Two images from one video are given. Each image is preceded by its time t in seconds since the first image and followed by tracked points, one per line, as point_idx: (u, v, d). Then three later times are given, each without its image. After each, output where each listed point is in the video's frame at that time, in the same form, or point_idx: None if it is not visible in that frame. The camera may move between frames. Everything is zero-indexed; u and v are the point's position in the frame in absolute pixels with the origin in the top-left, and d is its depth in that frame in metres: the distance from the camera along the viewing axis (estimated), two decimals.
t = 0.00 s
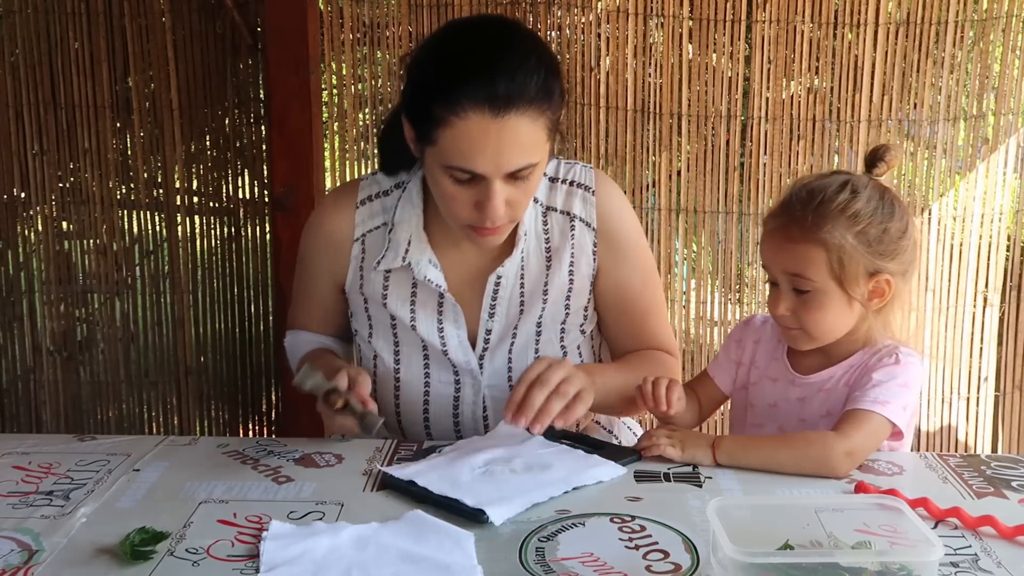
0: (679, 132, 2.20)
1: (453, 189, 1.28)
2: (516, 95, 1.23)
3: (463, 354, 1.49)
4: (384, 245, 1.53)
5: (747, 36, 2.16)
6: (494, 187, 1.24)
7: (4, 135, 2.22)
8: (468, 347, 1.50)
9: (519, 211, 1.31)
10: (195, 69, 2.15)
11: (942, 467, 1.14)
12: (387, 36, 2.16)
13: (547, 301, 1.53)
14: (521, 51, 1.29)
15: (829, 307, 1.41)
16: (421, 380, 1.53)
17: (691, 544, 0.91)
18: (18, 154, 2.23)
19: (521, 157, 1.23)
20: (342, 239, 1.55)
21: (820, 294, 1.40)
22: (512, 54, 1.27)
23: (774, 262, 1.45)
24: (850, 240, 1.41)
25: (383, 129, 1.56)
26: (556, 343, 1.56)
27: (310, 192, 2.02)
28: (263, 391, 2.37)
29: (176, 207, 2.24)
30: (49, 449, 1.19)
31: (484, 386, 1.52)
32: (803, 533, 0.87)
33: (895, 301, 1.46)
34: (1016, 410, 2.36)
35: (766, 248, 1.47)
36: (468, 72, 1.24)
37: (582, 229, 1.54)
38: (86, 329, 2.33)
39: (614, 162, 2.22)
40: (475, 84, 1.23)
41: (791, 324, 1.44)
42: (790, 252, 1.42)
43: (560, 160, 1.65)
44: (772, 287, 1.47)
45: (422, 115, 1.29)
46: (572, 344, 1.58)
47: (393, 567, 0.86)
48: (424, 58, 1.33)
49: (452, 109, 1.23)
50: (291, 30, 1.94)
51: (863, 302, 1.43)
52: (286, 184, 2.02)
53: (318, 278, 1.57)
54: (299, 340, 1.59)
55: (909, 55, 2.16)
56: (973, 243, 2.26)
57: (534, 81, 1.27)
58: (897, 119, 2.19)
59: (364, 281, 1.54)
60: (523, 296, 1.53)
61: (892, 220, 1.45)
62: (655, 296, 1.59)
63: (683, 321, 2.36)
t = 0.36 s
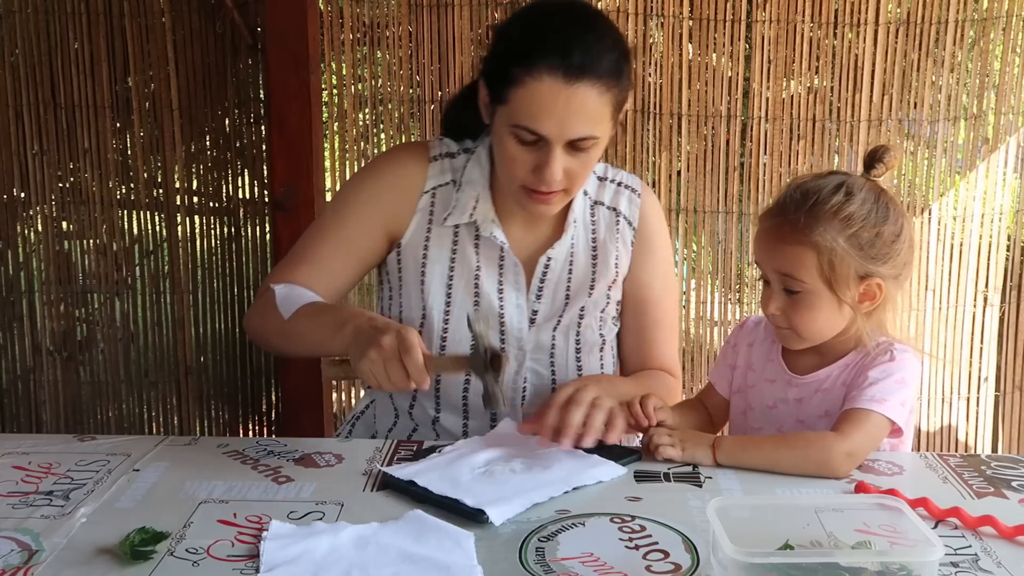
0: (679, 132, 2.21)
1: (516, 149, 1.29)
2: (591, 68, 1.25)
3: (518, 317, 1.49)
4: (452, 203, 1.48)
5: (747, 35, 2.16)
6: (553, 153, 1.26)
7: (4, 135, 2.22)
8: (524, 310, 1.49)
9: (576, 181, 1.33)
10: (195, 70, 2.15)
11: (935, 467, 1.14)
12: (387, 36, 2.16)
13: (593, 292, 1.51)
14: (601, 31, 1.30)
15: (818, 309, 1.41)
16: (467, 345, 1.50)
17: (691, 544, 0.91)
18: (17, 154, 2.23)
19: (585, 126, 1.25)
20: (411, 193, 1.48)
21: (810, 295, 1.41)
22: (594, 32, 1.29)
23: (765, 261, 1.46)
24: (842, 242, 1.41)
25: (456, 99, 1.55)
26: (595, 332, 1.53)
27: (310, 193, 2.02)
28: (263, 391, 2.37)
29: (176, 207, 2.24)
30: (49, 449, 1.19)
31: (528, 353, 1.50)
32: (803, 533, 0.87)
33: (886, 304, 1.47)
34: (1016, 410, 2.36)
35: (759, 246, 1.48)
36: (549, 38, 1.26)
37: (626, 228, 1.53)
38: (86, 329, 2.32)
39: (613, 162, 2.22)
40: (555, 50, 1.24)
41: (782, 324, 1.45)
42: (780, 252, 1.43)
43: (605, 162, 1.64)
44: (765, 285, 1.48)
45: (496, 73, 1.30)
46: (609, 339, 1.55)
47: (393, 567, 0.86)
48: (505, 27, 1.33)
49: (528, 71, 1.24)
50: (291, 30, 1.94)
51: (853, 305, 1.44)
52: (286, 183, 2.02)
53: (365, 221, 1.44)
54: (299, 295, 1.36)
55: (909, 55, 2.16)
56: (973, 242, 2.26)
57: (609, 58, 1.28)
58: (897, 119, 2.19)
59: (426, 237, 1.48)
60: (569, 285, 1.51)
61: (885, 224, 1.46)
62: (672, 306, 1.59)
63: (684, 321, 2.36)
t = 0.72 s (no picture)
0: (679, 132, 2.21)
1: (556, 157, 1.30)
2: (640, 84, 1.25)
3: (539, 314, 1.47)
4: (480, 198, 1.48)
5: (747, 35, 2.16)
6: (593, 164, 1.27)
7: (4, 135, 2.22)
8: (545, 308, 1.48)
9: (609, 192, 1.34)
10: (195, 70, 2.15)
11: (933, 467, 1.14)
12: (387, 36, 2.16)
13: (614, 296, 1.51)
14: (653, 46, 1.30)
15: (819, 306, 1.42)
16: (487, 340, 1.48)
17: (691, 544, 0.91)
18: (17, 154, 2.23)
19: (625, 142, 1.26)
20: (438, 187, 1.47)
21: (811, 291, 1.41)
22: (646, 47, 1.29)
23: (768, 256, 1.46)
24: (846, 239, 1.41)
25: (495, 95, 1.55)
26: (611, 335, 1.53)
27: (310, 193, 2.02)
28: (263, 391, 2.37)
29: (176, 207, 2.24)
30: (49, 449, 1.19)
31: (547, 350, 1.49)
32: (803, 533, 0.87)
33: (887, 304, 1.47)
34: (1016, 410, 2.36)
35: (764, 238, 1.48)
36: (603, 50, 1.25)
37: (646, 236, 1.53)
38: (86, 329, 2.32)
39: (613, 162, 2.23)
40: (607, 64, 1.24)
41: (784, 321, 1.46)
42: (783, 247, 1.43)
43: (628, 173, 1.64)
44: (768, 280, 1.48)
45: (545, 79, 1.29)
46: (623, 342, 1.56)
47: (393, 567, 0.86)
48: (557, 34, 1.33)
49: (577, 82, 1.24)
50: (291, 30, 1.94)
51: (854, 302, 1.44)
52: (286, 183, 2.01)
53: (390, 211, 1.42)
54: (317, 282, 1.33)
55: (909, 55, 2.16)
56: (973, 243, 2.26)
57: (658, 75, 1.28)
58: (897, 119, 2.19)
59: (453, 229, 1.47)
60: (591, 288, 1.50)
61: (889, 223, 1.46)
62: (680, 314, 1.60)
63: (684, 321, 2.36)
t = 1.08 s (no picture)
0: (679, 132, 2.21)
1: (558, 154, 1.30)
2: (642, 84, 1.25)
3: (542, 318, 1.47)
4: (486, 200, 1.48)
5: (747, 36, 2.16)
6: (595, 162, 1.27)
7: (4, 135, 2.22)
8: (548, 312, 1.48)
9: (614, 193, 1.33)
10: (195, 70, 2.15)
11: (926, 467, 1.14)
12: (387, 36, 2.16)
13: (616, 301, 1.50)
14: (656, 48, 1.30)
15: (813, 305, 1.41)
16: (489, 342, 1.47)
17: (691, 544, 0.91)
18: (17, 155, 2.23)
19: (628, 140, 1.26)
20: (445, 187, 1.47)
21: (804, 290, 1.41)
22: (649, 48, 1.29)
23: (762, 254, 1.46)
24: (839, 239, 1.42)
25: (503, 98, 1.58)
26: (613, 340, 1.52)
27: (310, 192, 2.02)
28: (263, 391, 2.37)
29: (176, 207, 2.24)
30: (49, 449, 1.19)
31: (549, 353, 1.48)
32: (803, 533, 0.87)
33: (879, 305, 1.48)
34: (1016, 410, 2.36)
35: (758, 237, 1.48)
36: (605, 50, 1.26)
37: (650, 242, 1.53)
38: (86, 329, 2.32)
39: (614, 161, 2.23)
40: (610, 63, 1.25)
41: (776, 320, 1.45)
42: (779, 244, 1.44)
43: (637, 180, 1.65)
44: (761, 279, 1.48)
45: (548, 79, 1.30)
46: (625, 348, 1.55)
47: (393, 567, 0.86)
48: (563, 35, 1.33)
49: (580, 80, 1.24)
50: (291, 30, 1.94)
51: (847, 302, 1.44)
52: (286, 184, 2.01)
53: (401, 213, 1.43)
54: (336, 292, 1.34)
55: (909, 55, 2.16)
56: (973, 243, 2.26)
57: (661, 75, 1.28)
58: (897, 120, 2.19)
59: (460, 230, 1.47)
60: (593, 292, 1.50)
61: (884, 224, 1.47)
62: (681, 317, 1.58)
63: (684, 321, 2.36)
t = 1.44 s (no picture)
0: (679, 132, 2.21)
1: (562, 148, 1.30)
2: (643, 72, 1.25)
3: (548, 316, 1.47)
4: (493, 197, 1.48)
5: (747, 35, 2.16)
6: (598, 153, 1.27)
7: (4, 135, 2.22)
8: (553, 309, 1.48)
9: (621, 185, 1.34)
10: (195, 70, 2.15)
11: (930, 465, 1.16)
12: (387, 36, 2.16)
13: (623, 298, 1.50)
14: (658, 38, 1.30)
15: (846, 286, 1.43)
16: (495, 339, 1.47)
17: (691, 544, 0.91)
18: (17, 155, 2.23)
19: (631, 130, 1.25)
20: (451, 184, 1.47)
21: (837, 271, 1.43)
22: (651, 38, 1.29)
23: (793, 242, 1.47)
24: (865, 220, 1.43)
25: (507, 99, 1.59)
26: (620, 338, 1.52)
27: (310, 192, 2.02)
28: (264, 391, 2.37)
29: (176, 207, 2.24)
30: (50, 449, 1.19)
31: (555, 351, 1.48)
32: (803, 533, 0.87)
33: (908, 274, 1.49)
34: (1015, 410, 2.36)
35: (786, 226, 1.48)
36: (606, 40, 1.26)
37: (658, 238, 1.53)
38: (86, 329, 2.33)
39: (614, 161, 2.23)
40: (611, 54, 1.25)
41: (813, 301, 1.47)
42: (806, 233, 1.45)
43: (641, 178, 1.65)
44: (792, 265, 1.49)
45: (550, 70, 1.30)
46: (632, 347, 1.55)
47: (393, 567, 0.86)
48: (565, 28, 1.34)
49: (580, 70, 1.24)
50: (290, 30, 1.94)
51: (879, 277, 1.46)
52: (286, 184, 2.01)
53: (407, 209, 1.43)
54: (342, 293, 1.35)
55: (909, 54, 2.16)
56: (973, 242, 2.26)
57: (662, 65, 1.28)
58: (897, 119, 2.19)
59: (466, 228, 1.47)
60: (600, 289, 1.50)
61: (906, 198, 1.48)
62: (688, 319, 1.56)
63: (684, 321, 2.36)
